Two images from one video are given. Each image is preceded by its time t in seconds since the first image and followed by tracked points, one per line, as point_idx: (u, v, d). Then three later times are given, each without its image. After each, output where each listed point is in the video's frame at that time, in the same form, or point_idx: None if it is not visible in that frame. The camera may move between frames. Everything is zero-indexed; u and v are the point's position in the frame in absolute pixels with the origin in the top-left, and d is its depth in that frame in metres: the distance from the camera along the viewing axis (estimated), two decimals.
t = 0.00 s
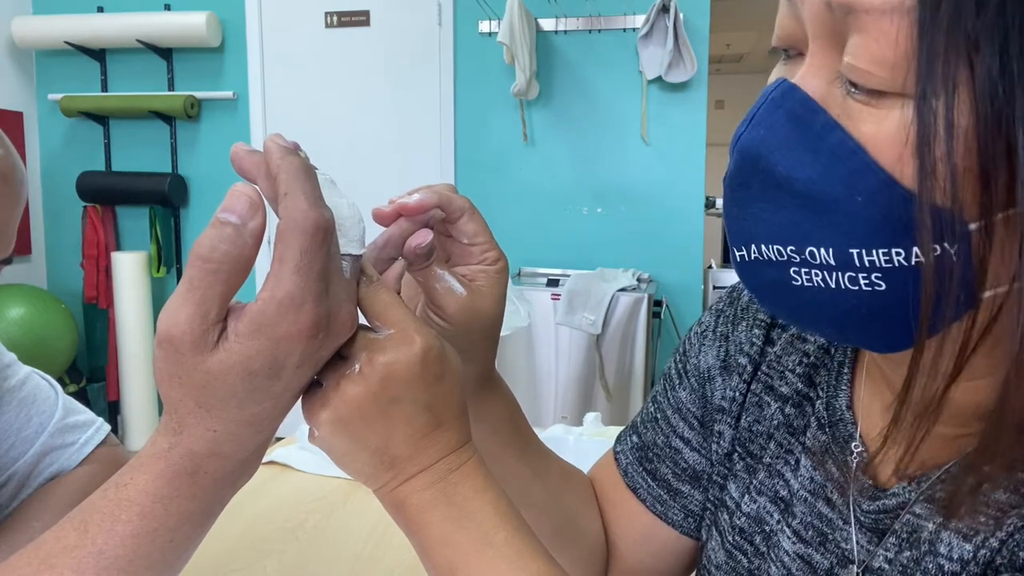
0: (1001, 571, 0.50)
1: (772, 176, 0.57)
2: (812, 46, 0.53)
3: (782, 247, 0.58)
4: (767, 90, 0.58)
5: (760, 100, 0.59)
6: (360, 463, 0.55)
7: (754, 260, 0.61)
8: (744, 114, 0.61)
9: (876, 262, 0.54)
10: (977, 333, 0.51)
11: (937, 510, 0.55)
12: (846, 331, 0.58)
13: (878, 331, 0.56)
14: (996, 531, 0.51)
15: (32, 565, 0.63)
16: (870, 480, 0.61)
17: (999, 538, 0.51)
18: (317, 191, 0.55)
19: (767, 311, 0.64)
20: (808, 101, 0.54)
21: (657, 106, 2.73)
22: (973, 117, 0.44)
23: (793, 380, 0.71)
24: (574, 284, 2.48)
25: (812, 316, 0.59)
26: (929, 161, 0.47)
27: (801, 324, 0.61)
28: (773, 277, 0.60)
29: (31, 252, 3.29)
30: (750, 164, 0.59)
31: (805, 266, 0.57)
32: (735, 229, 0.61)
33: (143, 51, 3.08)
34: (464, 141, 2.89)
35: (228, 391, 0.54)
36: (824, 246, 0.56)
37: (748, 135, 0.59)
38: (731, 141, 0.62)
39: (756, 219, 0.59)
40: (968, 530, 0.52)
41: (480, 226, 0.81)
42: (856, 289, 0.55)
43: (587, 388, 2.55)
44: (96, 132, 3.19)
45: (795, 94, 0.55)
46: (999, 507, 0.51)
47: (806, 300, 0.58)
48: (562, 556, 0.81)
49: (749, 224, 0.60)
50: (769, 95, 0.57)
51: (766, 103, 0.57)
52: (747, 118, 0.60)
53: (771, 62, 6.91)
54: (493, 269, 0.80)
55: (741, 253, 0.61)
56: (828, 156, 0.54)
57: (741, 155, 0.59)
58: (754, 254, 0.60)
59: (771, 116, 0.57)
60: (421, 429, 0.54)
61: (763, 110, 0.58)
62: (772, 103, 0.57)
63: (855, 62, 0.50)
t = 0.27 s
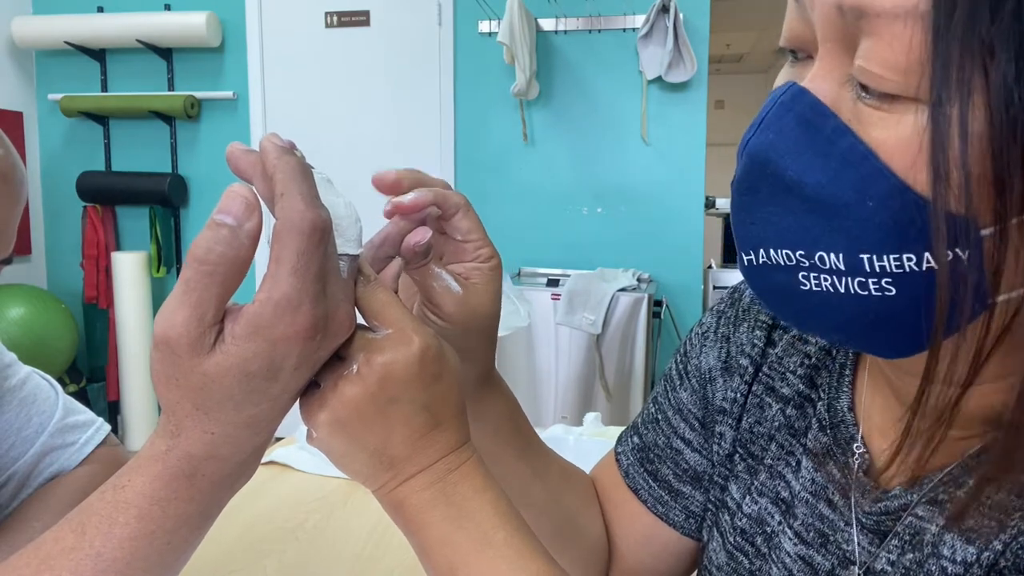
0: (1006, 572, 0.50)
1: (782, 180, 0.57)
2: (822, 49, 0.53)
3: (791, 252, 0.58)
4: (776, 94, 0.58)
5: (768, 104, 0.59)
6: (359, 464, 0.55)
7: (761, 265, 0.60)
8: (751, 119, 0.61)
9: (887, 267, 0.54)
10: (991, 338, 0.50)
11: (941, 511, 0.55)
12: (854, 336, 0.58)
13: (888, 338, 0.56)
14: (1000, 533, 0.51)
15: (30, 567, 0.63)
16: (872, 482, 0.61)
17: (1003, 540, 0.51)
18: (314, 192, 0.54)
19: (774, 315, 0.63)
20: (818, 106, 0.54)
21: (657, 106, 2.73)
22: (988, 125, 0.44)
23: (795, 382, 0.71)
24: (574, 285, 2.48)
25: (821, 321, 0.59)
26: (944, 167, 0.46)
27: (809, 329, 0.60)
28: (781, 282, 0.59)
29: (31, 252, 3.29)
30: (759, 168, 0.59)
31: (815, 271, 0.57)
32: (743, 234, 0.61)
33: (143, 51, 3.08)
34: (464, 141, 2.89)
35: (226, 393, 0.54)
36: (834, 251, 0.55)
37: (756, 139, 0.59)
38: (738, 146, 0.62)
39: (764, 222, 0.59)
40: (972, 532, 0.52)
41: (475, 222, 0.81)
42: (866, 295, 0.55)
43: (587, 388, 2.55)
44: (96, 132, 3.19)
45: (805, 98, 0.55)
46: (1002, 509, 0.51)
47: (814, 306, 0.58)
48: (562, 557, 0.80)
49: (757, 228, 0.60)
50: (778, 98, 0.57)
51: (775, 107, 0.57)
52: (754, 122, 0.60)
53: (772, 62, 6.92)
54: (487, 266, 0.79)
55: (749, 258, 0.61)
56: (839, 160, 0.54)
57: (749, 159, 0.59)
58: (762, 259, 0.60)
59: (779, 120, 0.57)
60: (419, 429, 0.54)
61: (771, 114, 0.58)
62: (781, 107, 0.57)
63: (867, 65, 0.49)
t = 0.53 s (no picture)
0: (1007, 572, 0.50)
1: (794, 164, 0.57)
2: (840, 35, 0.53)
3: (801, 238, 0.57)
4: (792, 80, 0.58)
5: (782, 90, 0.59)
6: (359, 464, 0.55)
7: (770, 251, 0.60)
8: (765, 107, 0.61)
9: (898, 253, 0.53)
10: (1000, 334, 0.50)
11: (944, 511, 0.54)
12: (863, 325, 0.57)
13: (897, 326, 0.56)
14: (1001, 533, 0.51)
15: (30, 568, 0.63)
16: (875, 482, 0.61)
17: (1004, 540, 0.51)
18: (314, 191, 0.54)
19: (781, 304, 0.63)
20: (834, 90, 0.54)
21: (657, 106, 2.73)
22: (1007, 105, 0.44)
23: (797, 382, 0.70)
24: (574, 284, 2.48)
25: (828, 310, 0.58)
26: (962, 144, 0.46)
27: (817, 316, 0.60)
28: (789, 269, 0.59)
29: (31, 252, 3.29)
30: (771, 153, 0.59)
31: (824, 258, 0.57)
32: (752, 220, 0.61)
33: (143, 51, 3.08)
34: (464, 141, 2.89)
35: (226, 393, 0.54)
36: (845, 237, 0.55)
37: (770, 124, 0.59)
38: (751, 133, 0.62)
39: (775, 208, 0.59)
40: (974, 531, 0.52)
41: (473, 220, 0.81)
42: (877, 282, 0.55)
43: (587, 387, 2.55)
44: (96, 132, 3.19)
45: (820, 83, 0.55)
46: (1004, 508, 0.51)
47: (823, 293, 0.58)
48: (563, 557, 0.80)
49: (767, 213, 0.59)
50: (793, 83, 0.58)
51: (790, 92, 0.57)
52: (768, 108, 0.60)
53: (772, 62, 6.93)
54: (486, 264, 0.80)
55: (758, 244, 0.61)
56: (853, 144, 0.54)
57: (762, 143, 0.59)
58: (770, 245, 0.60)
59: (794, 104, 0.57)
60: (419, 429, 0.54)
61: (786, 99, 0.58)
62: (796, 91, 0.57)
63: (886, 49, 0.49)
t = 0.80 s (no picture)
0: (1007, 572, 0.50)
1: (798, 160, 0.57)
2: (844, 32, 0.54)
3: (805, 235, 0.57)
4: (797, 75, 0.58)
5: (788, 85, 0.59)
6: (360, 464, 0.55)
7: (774, 248, 0.60)
8: (769, 102, 0.61)
9: (902, 249, 0.54)
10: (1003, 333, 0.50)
11: (945, 510, 0.54)
12: (866, 322, 0.57)
13: (901, 323, 0.56)
14: (1001, 532, 0.51)
15: (31, 567, 0.63)
16: (876, 481, 0.61)
17: (1004, 540, 0.51)
18: (316, 191, 0.54)
19: (784, 300, 0.63)
20: (839, 87, 0.54)
21: (657, 106, 2.73)
22: (1015, 100, 0.44)
23: (798, 381, 0.70)
24: (574, 284, 2.48)
25: (833, 307, 0.58)
26: (970, 140, 0.47)
27: (820, 313, 0.60)
28: (793, 265, 0.59)
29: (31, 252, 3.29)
30: (775, 149, 0.59)
31: (828, 254, 0.57)
32: (755, 216, 0.61)
33: (143, 51, 3.08)
34: (464, 141, 2.89)
35: (227, 393, 0.54)
36: (849, 233, 0.55)
37: (774, 119, 0.59)
38: (755, 128, 0.62)
39: (779, 204, 0.59)
40: (974, 531, 0.52)
41: (474, 219, 0.82)
42: (882, 279, 0.55)
43: (587, 387, 2.55)
44: (96, 132, 3.19)
45: (825, 79, 0.55)
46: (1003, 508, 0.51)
47: (827, 289, 0.58)
48: (563, 557, 0.80)
49: (772, 209, 0.59)
50: (798, 79, 0.58)
51: (795, 87, 0.57)
52: (772, 104, 0.60)
53: (772, 62, 6.93)
54: (488, 263, 0.80)
55: (761, 240, 0.61)
56: (858, 140, 0.54)
57: (766, 139, 0.59)
58: (774, 242, 0.60)
59: (799, 99, 0.57)
60: (420, 429, 0.54)
61: (791, 95, 0.58)
62: (802, 87, 0.57)
63: (891, 45, 0.49)
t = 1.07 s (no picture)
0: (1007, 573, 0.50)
1: (797, 169, 0.57)
2: (840, 37, 0.53)
3: (805, 243, 0.57)
4: (793, 83, 0.58)
5: (784, 93, 0.59)
6: (360, 463, 0.55)
7: (774, 256, 0.60)
8: (766, 110, 0.61)
9: (903, 258, 0.53)
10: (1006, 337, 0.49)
11: (945, 510, 0.54)
12: (867, 330, 0.57)
13: (902, 330, 0.56)
14: (1002, 533, 0.51)
15: (31, 566, 0.63)
16: (877, 483, 0.61)
17: (1005, 541, 0.51)
18: (316, 191, 0.54)
19: (785, 308, 0.63)
20: (835, 95, 0.54)
21: (657, 106, 2.72)
22: (1012, 111, 0.44)
23: (798, 382, 0.70)
24: (574, 284, 2.48)
25: (835, 315, 0.58)
26: (968, 150, 0.46)
27: (821, 321, 0.60)
28: (793, 274, 0.59)
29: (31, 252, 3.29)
30: (774, 158, 0.59)
31: (829, 263, 0.57)
32: (755, 225, 0.61)
33: (143, 51, 3.08)
34: (464, 141, 2.89)
35: (226, 392, 0.54)
36: (849, 241, 0.55)
37: (771, 129, 0.59)
38: (753, 137, 0.62)
39: (778, 213, 0.59)
40: (975, 532, 0.52)
41: (475, 220, 0.82)
42: (883, 288, 0.55)
43: (587, 387, 2.55)
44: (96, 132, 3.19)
45: (821, 87, 0.55)
46: (1004, 509, 0.51)
47: (828, 298, 0.58)
48: (562, 556, 0.80)
49: (771, 218, 0.59)
50: (794, 88, 0.58)
51: (791, 96, 0.57)
52: (768, 113, 0.60)
53: (772, 62, 6.93)
54: (488, 265, 0.80)
55: (761, 249, 0.61)
56: (857, 149, 0.54)
57: (765, 148, 0.59)
58: (773, 251, 0.60)
59: (794, 109, 0.57)
60: (420, 429, 0.54)
61: (787, 104, 0.58)
62: (797, 96, 0.57)
63: (887, 53, 0.49)
